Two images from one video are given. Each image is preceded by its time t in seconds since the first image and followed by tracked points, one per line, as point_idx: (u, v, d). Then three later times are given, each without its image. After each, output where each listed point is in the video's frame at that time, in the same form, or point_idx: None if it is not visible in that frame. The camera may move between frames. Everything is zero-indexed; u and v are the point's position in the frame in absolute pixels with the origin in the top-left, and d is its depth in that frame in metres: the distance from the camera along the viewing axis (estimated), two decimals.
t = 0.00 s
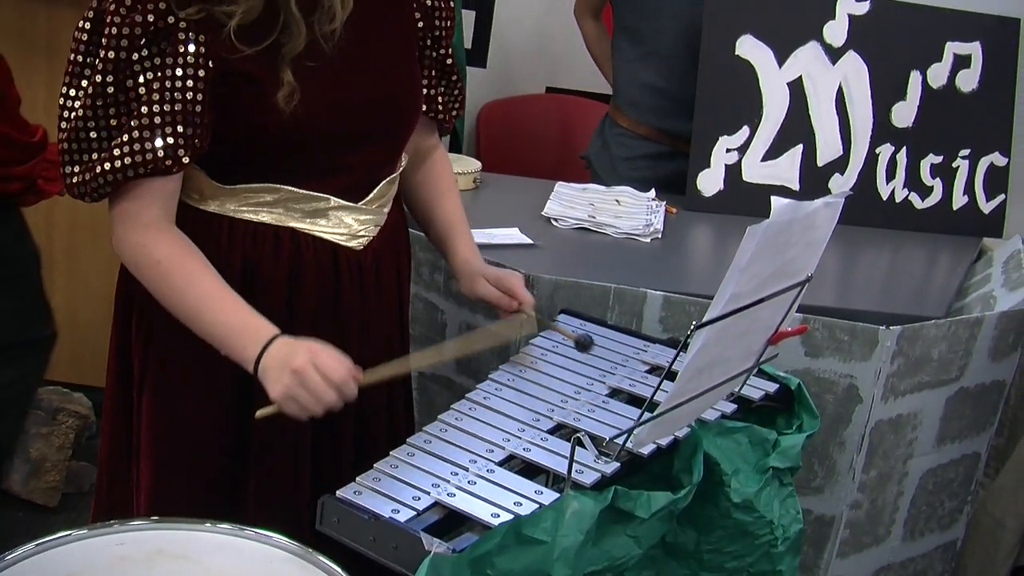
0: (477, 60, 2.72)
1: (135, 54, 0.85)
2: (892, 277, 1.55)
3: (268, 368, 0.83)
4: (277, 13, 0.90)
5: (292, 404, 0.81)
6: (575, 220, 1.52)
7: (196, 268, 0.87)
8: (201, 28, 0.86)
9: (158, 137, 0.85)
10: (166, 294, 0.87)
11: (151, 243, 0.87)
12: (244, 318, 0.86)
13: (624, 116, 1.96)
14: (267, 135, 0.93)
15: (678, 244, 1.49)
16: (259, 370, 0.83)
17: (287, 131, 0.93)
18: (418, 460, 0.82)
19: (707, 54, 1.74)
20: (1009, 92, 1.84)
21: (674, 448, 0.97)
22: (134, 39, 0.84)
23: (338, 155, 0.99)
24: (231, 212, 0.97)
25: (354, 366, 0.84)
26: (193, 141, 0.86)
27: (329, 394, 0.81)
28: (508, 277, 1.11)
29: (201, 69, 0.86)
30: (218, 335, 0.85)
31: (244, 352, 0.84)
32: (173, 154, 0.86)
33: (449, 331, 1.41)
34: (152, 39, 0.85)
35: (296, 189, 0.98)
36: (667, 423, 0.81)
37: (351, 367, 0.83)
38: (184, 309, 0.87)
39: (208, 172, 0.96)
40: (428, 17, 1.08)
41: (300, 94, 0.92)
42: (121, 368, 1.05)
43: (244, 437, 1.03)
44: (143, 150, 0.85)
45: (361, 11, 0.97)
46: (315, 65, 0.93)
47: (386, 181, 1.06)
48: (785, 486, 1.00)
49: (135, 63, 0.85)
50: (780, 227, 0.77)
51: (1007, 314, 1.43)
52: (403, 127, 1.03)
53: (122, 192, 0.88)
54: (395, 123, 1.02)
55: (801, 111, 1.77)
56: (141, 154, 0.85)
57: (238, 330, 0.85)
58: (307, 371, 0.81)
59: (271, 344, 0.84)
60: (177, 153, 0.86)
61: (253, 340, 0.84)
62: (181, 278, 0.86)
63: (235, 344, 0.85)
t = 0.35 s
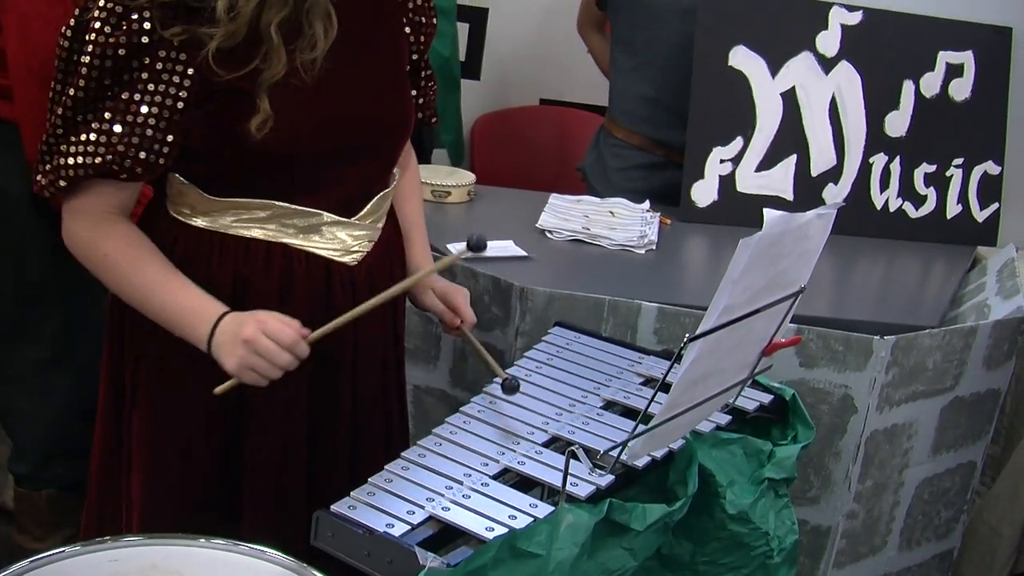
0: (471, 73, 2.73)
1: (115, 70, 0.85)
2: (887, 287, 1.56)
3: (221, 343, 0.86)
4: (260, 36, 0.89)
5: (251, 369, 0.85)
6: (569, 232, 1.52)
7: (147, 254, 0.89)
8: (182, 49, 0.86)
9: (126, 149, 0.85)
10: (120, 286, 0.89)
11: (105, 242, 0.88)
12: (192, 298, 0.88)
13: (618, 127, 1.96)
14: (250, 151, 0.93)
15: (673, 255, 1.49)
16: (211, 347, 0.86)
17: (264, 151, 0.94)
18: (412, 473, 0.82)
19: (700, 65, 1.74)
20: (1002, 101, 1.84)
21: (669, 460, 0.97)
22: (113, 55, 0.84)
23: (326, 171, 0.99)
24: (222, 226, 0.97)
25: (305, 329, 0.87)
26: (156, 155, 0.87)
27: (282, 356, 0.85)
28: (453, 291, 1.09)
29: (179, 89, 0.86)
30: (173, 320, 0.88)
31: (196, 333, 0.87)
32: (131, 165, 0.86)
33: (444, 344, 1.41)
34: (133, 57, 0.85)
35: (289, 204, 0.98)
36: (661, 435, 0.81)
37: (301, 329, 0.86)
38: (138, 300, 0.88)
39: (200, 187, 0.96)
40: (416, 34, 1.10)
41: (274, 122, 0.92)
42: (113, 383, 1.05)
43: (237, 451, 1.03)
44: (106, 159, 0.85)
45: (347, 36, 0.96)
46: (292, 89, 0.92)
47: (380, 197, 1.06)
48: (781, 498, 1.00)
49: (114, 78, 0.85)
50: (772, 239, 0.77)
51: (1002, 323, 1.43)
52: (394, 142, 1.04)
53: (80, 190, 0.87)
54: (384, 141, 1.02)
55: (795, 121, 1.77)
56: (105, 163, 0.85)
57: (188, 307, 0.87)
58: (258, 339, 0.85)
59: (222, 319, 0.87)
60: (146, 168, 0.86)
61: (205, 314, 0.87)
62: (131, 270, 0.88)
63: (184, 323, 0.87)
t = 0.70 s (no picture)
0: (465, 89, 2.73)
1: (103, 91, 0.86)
2: (882, 301, 1.56)
3: (202, 380, 0.85)
4: (251, 56, 0.90)
5: (222, 412, 0.83)
6: (563, 248, 1.52)
7: (137, 283, 0.89)
8: (169, 68, 0.87)
9: (117, 169, 0.86)
10: (111, 311, 0.89)
11: (96, 261, 0.88)
12: (180, 329, 0.88)
13: (612, 143, 1.96)
14: (251, 170, 0.94)
15: (668, 271, 1.49)
16: (195, 379, 0.86)
17: (269, 168, 0.94)
18: (406, 491, 0.82)
19: (694, 80, 1.74)
20: (996, 115, 1.85)
21: (664, 477, 0.97)
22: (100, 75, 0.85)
23: (320, 188, 0.99)
24: (210, 243, 0.97)
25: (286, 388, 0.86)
26: (148, 176, 0.87)
27: (257, 410, 0.83)
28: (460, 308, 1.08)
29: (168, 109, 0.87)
30: (157, 347, 0.88)
31: (181, 364, 0.87)
32: (121, 185, 0.86)
33: (439, 358, 1.40)
34: (120, 76, 0.86)
35: (277, 222, 0.98)
36: (657, 451, 0.81)
37: (281, 387, 0.85)
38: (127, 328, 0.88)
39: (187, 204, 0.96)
40: (411, 53, 1.09)
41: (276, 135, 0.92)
42: (107, 402, 1.05)
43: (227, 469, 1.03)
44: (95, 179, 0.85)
45: (338, 54, 0.96)
46: (286, 106, 0.93)
47: (371, 213, 1.06)
48: (776, 513, 0.99)
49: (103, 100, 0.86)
50: (766, 256, 0.77)
51: (996, 337, 1.43)
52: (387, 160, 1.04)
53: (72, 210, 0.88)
54: (378, 158, 1.02)
55: (789, 136, 1.77)
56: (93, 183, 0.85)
57: (176, 340, 0.87)
58: (238, 384, 0.84)
59: (208, 355, 0.87)
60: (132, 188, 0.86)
61: (190, 350, 0.87)
62: (121, 296, 0.88)
63: (173, 355, 0.87)
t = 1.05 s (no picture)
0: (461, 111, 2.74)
1: (90, 116, 0.87)
2: (876, 321, 1.56)
3: (192, 417, 0.83)
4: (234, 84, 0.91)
5: (210, 453, 0.81)
6: (558, 270, 1.52)
7: (127, 315, 0.88)
8: (156, 92, 0.88)
9: (104, 194, 0.86)
10: (100, 340, 0.88)
11: (85, 290, 0.88)
12: (171, 363, 0.86)
13: (606, 165, 1.97)
14: (230, 199, 0.94)
15: (663, 292, 1.49)
16: (183, 416, 0.84)
17: (247, 196, 0.94)
18: (401, 517, 0.82)
19: (688, 102, 1.75)
20: (989, 135, 1.86)
21: (659, 501, 0.97)
22: (89, 100, 0.86)
23: (307, 216, 0.99)
24: (197, 267, 0.97)
25: (277, 440, 0.84)
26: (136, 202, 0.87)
27: (246, 457, 0.81)
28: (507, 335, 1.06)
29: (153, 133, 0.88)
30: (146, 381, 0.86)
31: (171, 399, 0.85)
32: (112, 213, 0.86)
33: (434, 381, 1.40)
34: (106, 101, 0.87)
35: (265, 247, 0.98)
36: (651, 476, 0.81)
37: (272, 438, 0.83)
38: (117, 357, 0.87)
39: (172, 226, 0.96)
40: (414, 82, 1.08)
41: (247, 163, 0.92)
42: (98, 428, 1.05)
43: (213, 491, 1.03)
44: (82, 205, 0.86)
45: (322, 82, 0.97)
46: (271, 135, 0.93)
47: (362, 238, 1.06)
48: (772, 536, 0.99)
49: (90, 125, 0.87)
50: (759, 280, 0.77)
51: (991, 357, 1.43)
52: (380, 185, 1.04)
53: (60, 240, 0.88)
54: (369, 186, 1.02)
55: (782, 156, 1.78)
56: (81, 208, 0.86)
57: (166, 374, 0.86)
58: (230, 428, 0.81)
59: (196, 394, 0.85)
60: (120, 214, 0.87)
61: (178, 388, 0.85)
62: (111, 323, 0.87)
63: (162, 389, 0.85)
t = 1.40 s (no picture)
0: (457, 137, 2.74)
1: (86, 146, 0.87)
2: (874, 344, 1.56)
3: (227, 429, 0.85)
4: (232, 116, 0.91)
5: (254, 461, 0.83)
6: (555, 295, 1.52)
7: (141, 341, 0.88)
8: (151, 122, 0.88)
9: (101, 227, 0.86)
10: (113, 366, 0.87)
11: (96, 320, 0.88)
12: (193, 382, 0.87)
13: (600, 190, 1.98)
14: (228, 231, 0.94)
15: (660, 316, 1.50)
16: (214, 430, 0.85)
17: (245, 227, 0.94)
18: (399, 545, 0.82)
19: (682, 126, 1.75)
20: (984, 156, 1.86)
21: (657, 527, 0.97)
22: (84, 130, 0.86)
23: (303, 245, 1.00)
24: (193, 298, 0.97)
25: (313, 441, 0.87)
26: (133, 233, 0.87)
27: (292, 458, 0.84)
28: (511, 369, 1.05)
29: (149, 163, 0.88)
30: (169, 403, 0.87)
31: (198, 415, 0.86)
32: (112, 244, 0.86)
33: (431, 407, 1.40)
34: (101, 132, 0.87)
35: (258, 275, 0.98)
36: (649, 501, 0.81)
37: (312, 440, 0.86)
38: (132, 381, 0.87)
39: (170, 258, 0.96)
40: (404, 107, 1.08)
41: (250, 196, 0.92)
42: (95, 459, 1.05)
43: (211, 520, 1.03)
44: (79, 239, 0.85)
45: (317, 112, 0.98)
46: (268, 166, 0.94)
47: (355, 265, 1.06)
48: (771, 560, 0.99)
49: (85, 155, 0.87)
50: (753, 305, 0.77)
51: (988, 378, 1.43)
52: (373, 212, 1.05)
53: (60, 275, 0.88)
54: (362, 213, 1.03)
55: (778, 180, 1.78)
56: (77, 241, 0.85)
57: (192, 390, 0.87)
58: (273, 434, 0.84)
59: (226, 404, 0.86)
60: (116, 245, 0.86)
61: (205, 403, 0.86)
62: (126, 350, 0.87)
63: (188, 407, 0.86)
